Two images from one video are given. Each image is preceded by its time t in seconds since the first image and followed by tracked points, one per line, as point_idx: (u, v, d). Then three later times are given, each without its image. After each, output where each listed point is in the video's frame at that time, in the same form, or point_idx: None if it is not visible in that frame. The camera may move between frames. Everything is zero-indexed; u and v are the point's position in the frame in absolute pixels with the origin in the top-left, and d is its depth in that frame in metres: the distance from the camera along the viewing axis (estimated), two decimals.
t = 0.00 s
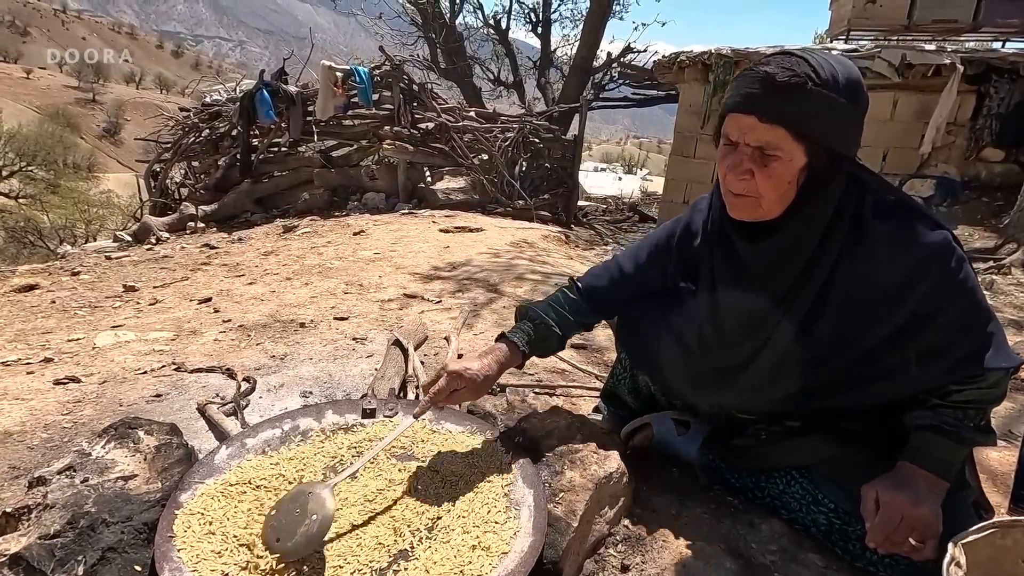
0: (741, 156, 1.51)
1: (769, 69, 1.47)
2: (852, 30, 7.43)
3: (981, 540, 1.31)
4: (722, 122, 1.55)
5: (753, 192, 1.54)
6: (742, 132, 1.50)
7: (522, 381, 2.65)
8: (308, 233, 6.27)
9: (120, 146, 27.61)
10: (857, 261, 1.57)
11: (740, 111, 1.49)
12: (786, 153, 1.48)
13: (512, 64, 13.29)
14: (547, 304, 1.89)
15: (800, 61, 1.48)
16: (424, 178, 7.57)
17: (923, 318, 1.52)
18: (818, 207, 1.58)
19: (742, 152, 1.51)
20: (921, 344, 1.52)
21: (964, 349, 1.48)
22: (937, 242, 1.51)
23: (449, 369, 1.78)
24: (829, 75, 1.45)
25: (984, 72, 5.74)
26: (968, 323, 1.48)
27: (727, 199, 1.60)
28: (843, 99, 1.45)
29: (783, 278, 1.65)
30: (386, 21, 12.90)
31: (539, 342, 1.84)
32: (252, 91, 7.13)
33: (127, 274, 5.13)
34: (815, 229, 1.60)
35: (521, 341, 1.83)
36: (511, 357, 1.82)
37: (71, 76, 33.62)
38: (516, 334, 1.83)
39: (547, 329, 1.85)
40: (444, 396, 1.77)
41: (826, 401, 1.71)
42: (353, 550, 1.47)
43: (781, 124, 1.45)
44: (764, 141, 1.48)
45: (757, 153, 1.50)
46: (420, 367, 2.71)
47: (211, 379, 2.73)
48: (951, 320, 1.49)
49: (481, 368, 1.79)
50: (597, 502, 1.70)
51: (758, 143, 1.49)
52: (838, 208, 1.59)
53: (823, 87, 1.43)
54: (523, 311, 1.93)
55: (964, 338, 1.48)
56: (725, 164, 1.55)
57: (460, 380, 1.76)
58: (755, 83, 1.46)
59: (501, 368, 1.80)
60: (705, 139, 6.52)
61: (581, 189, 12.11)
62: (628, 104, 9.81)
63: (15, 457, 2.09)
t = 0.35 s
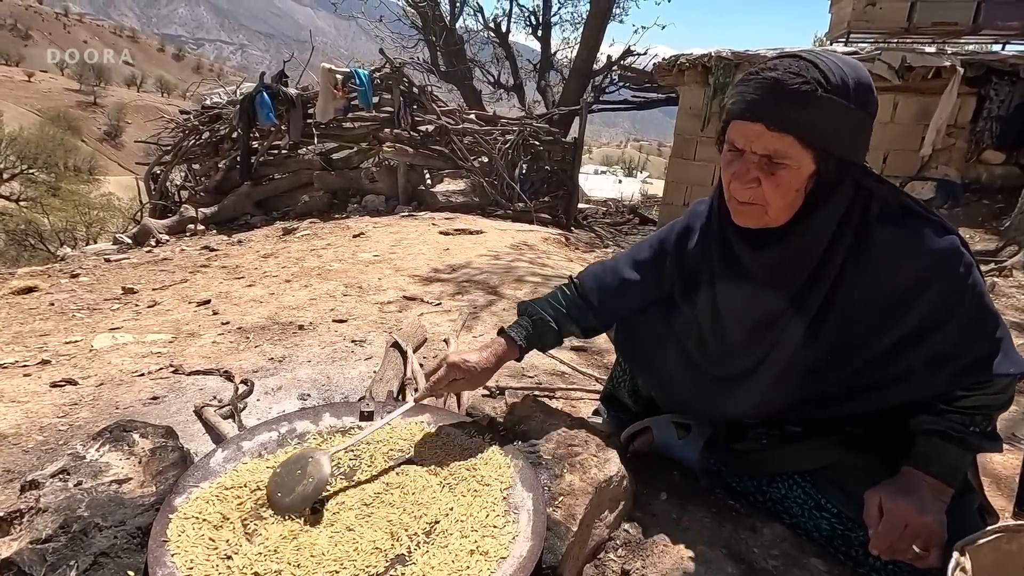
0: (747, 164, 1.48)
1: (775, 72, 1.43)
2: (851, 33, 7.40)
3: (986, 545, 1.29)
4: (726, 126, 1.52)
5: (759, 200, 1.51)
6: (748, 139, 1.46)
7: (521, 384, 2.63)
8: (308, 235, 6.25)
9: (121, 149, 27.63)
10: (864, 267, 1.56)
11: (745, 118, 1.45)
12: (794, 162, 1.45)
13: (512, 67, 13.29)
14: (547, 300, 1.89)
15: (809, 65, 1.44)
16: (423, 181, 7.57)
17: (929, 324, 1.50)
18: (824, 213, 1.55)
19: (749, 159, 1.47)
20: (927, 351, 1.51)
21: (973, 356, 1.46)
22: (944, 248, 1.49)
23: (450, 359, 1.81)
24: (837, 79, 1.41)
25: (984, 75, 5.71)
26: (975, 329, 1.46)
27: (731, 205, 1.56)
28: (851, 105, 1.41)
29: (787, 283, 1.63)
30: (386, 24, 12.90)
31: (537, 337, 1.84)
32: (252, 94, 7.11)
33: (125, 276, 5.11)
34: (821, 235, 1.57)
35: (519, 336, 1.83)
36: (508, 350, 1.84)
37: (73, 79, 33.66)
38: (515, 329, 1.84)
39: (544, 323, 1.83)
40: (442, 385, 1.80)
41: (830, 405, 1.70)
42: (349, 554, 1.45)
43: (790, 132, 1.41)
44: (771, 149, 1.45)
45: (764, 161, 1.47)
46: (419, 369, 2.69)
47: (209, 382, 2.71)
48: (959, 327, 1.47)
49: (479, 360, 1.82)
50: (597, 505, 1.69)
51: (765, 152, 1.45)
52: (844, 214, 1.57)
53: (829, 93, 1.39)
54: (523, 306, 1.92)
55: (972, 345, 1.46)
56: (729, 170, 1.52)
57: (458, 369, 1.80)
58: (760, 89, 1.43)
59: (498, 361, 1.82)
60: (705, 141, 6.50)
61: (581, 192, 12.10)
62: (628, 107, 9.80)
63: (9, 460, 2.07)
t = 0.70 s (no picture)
0: (799, 136, 1.54)
1: (839, 49, 1.51)
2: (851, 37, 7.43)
3: (986, 551, 1.28)
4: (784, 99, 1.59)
5: (805, 172, 1.57)
6: (802, 112, 1.54)
7: (520, 388, 2.63)
8: (308, 238, 6.25)
9: (121, 152, 27.66)
10: (887, 255, 1.59)
11: (803, 90, 1.52)
12: (845, 137, 1.52)
13: (512, 71, 13.31)
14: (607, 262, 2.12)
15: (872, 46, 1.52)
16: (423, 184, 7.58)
17: (945, 323, 1.52)
18: (860, 195, 1.60)
19: (801, 132, 1.55)
20: (939, 350, 1.51)
21: (986, 360, 1.47)
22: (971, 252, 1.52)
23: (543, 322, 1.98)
24: (897, 64, 1.49)
25: (983, 79, 5.69)
26: (989, 335, 1.48)
27: (778, 176, 1.62)
28: (904, 89, 1.49)
29: (812, 262, 1.66)
30: (387, 27, 12.90)
31: (611, 293, 2.07)
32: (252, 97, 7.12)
33: (125, 279, 5.11)
34: (855, 213, 1.61)
35: (598, 295, 2.04)
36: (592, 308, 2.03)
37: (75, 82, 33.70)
38: (593, 287, 2.05)
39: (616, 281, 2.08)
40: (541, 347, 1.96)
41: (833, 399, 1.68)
42: (345, 561, 1.45)
43: (843, 107, 1.50)
44: (824, 122, 1.52)
45: (815, 134, 1.53)
46: (418, 374, 2.69)
47: (206, 386, 2.70)
48: (975, 329, 1.49)
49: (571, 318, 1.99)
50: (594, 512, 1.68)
51: (818, 125, 1.52)
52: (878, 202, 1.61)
53: (886, 74, 1.47)
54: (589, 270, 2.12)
55: (984, 349, 1.47)
56: (781, 141, 1.59)
57: (554, 330, 1.95)
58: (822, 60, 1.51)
59: (587, 319, 2.01)
60: (705, 145, 6.50)
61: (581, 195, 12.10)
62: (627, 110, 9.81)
63: (5, 465, 2.06)
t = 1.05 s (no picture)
0: (876, 136, 1.51)
1: (931, 50, 1.47)
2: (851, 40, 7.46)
3: (985, 555, 1.28)
4: (866, 93, 1.56)
5: (880, 174, 1.53)
6: (881, 113, 1.50)
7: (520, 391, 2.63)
8: (308, 240, 6.26)
9: (122, 154, 27.72)
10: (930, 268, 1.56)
11: (887, 89, 1.49)
12: (923, 139, 1.48)
13: (512, 73, 13.33)
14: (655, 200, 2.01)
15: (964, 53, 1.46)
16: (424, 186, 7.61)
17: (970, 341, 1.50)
18: (922, 203, 1.55)
19: (878, 133, 1.51)
20: (960, 368, 1.49)
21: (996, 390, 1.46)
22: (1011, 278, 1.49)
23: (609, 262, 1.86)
24: (987, 76, 1.43)
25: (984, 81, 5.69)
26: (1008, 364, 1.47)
27: (851, 175, 1.59)
28: (989, 101, 1.44)
29: (855, 256, 1.63)
30: (388, 31, 12.92)
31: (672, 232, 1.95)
32: (252, 99, 7.27)
33: (126, 282, 5.12)
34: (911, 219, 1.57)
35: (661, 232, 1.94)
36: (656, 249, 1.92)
37: (76, 84, 33.78)
38: (654, 225, 1.94)
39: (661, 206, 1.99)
40: (613, 283, 1.81)
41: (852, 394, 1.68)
42: (344, 564, 1.45)
43: (926, 111, 1.46)
44: (904, 124, 1.48)
45: (893, 135, 1.50)
46: (418, 376, 2.70)
47: (206, 389, 2.70)
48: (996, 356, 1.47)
49: (638, 256, 1.88)
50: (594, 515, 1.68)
51: (897, 126, 1.49)
52: (941, 209, 1.55)
53: (974, 85, 1.42)
54: (645, 207, 2.02)
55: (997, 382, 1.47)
56: (859, 141, 1.54)
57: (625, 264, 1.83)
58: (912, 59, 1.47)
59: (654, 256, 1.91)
60: (705, 147, 6.51)
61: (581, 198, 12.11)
62: (628, 113, 9.82)
63: (6, 467, 2.07)
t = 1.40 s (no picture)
0: (876, 165, 1.45)
1: (941, 77, 1.40)
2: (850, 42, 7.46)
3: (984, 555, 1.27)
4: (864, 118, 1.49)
5: (877, 203, 1.48)
6: (883, 140, 1.43)
7: (520, 393, 2.63)
8: (308, 242, 6.26)
9: (122, 155, 27.72)
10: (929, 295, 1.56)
11: (889, 115, 1.42)
12: (927, 169, 1.42)
13: (512, 75, 13.34)
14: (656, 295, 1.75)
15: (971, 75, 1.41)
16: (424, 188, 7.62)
17: (945, 378, 1.55)
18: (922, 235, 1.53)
19: (879, 161, 1.45)
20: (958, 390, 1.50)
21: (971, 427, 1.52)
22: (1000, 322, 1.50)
23: (681, 403, 1.57)
24: (999, 107, 1.38)
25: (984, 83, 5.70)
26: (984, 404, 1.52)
27: (846, 205, 1.54)
28: (999, 132, 1.39)
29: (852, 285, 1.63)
30: (387, 32, 12.93)
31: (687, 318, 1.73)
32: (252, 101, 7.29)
33: (126, 283, 5.11)
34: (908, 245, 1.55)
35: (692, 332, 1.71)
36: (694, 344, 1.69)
37: (76, 87, 33.77)
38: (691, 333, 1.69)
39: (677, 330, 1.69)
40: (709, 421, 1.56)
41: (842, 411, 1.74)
42: (345, 565, 1.45)
43: (932, 141, 1.39)
44: (907, 154, 1.42)
45: (894, 164, 1.44)
46: (418, 377, 2.70)
47: (206, 390, 2.70)
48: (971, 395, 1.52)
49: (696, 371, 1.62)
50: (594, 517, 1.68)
51: (899, 155, 1.42)
52: (939, 241, 1.54)
53: (983, 117, 1.38)
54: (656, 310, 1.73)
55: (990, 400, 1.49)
56: (857, 168, 1.49)
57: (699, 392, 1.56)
58: (918, 84, 1.41)
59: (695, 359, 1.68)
60: (705, 149, 6.50)
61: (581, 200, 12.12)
62: (628, 115, 9.82)
63: (6, 469, 2.06)
